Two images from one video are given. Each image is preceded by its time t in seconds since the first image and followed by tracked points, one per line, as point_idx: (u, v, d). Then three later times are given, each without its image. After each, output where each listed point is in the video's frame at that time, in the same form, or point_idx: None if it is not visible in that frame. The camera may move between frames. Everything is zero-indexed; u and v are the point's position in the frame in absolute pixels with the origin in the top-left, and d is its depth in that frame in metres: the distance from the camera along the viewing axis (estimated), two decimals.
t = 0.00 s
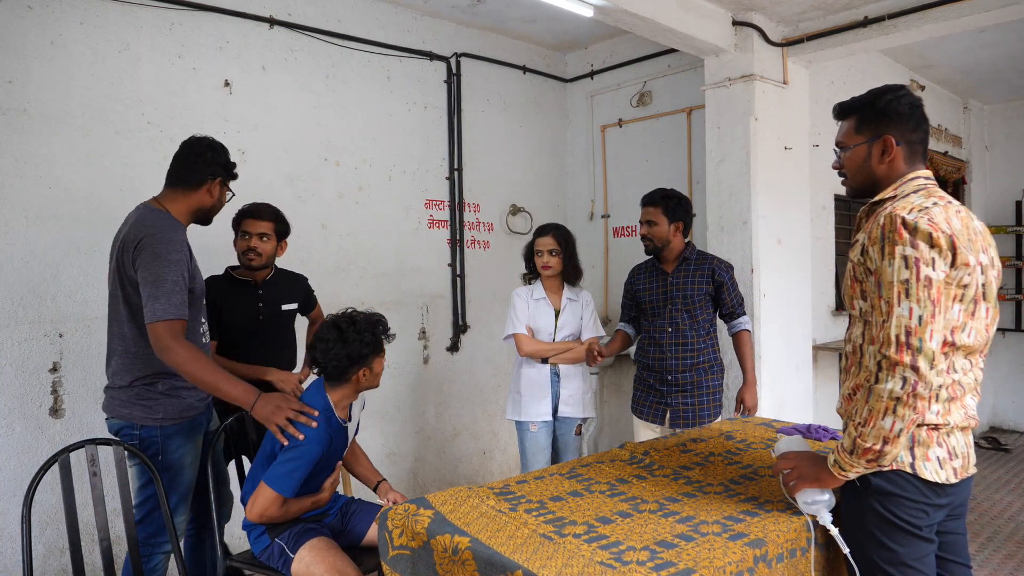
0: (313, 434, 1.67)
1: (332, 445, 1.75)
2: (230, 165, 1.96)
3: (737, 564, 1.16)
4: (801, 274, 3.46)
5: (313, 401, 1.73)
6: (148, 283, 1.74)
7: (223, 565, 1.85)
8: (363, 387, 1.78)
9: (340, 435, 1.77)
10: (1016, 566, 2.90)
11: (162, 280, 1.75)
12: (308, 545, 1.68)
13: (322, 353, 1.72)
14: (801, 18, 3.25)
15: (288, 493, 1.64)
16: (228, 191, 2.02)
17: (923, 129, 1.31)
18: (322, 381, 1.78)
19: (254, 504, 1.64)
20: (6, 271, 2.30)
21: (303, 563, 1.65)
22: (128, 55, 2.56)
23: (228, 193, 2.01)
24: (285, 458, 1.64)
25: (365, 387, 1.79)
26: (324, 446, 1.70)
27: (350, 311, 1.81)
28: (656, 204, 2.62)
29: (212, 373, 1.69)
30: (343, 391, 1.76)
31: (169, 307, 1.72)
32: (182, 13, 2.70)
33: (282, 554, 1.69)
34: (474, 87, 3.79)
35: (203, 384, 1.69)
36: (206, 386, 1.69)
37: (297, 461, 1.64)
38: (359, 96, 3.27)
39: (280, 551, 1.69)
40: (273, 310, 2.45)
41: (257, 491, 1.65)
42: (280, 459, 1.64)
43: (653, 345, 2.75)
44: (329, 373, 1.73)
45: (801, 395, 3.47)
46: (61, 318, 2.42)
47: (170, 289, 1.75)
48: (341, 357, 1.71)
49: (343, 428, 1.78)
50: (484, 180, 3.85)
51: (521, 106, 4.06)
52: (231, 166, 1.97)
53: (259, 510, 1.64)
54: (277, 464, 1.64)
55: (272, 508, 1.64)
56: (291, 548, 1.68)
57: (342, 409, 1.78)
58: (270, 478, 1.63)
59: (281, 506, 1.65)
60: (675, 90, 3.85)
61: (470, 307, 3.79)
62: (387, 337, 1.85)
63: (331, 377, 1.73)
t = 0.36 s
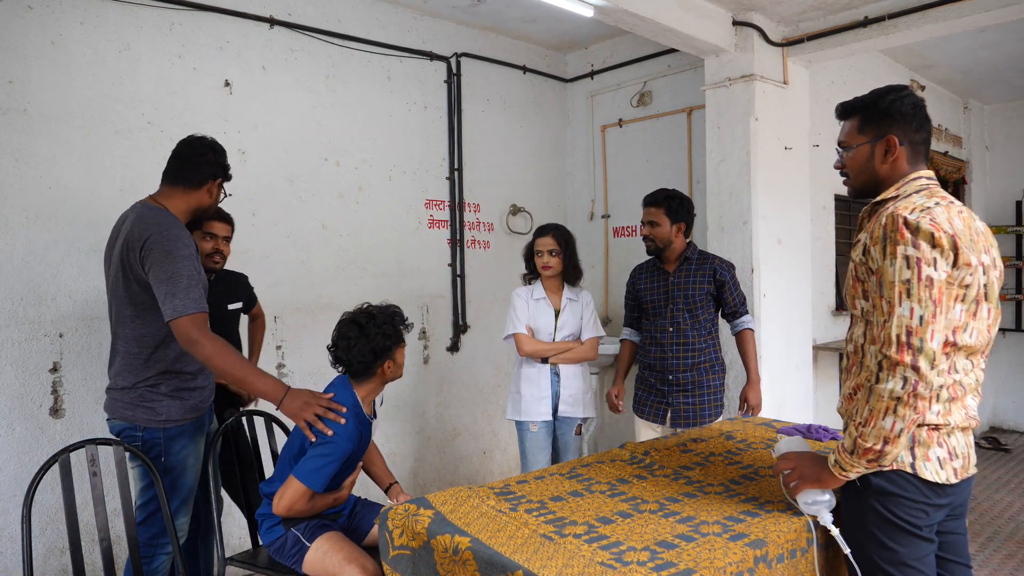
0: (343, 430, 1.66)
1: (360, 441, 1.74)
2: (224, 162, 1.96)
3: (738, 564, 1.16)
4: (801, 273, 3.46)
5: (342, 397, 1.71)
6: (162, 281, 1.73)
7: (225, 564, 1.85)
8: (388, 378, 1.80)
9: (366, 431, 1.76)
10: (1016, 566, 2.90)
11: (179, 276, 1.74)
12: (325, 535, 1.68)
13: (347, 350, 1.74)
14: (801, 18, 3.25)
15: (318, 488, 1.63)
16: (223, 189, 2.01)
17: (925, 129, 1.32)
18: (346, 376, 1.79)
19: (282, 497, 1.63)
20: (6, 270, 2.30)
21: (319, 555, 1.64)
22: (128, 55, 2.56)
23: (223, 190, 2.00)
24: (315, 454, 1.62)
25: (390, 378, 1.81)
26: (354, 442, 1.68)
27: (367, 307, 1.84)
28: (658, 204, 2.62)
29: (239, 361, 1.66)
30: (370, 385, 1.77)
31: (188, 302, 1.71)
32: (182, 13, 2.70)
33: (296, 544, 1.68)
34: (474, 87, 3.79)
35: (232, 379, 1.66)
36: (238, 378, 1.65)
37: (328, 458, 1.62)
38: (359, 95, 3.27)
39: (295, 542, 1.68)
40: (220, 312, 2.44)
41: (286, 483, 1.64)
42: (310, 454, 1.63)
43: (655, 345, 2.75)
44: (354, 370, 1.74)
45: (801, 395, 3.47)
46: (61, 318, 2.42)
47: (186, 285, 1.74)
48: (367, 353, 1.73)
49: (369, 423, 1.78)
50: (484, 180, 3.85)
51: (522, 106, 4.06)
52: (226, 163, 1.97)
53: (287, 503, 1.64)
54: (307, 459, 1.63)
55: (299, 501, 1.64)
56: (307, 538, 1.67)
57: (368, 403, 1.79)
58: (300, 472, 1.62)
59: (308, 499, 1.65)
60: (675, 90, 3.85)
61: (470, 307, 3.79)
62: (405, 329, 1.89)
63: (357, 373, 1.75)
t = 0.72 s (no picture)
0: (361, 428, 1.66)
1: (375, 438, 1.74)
2: (221, 162, 1.96)
3: (738, 564, 1.16)
4: (802, 274, 3.46)
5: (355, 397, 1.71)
6: (174, 279, 1.73)
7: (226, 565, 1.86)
8: (400, 375, 1.81)
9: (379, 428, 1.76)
10: (1016, 566, 2.89)
11: (194, 274, 1.74)
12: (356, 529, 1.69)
13: (359, 347, 1.74)
14: (802, 18, 3.25)
15: (338, 486, 1.62)
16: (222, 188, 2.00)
17: (930, 129, 1.32)
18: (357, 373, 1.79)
19: (303, 498, 1.62)
20: (7, 270, 2.30)
21: (352, 544, 1.66)
22: (129, 55, 2.56)
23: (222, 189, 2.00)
24: (334, 453, 1.61)
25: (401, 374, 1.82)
26: (372, 439, 1.68)
27: (378, 304, 1.84)
28: (663, 205, 2.61)
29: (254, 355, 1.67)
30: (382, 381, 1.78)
31: (205, 300, 1.71)
32: (183, 13, 2.70)
33: (320, 540, 1.67)
34: (475, 87, 3.79)
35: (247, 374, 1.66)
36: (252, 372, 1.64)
37: (349, 455, 1.62)
38: (359, 95, 3.27)
39: (320, 538, 1.68)
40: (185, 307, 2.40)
41: (306, 484, 1.63)
42: (330, 453, 1.62)
43: (658, 345, 2.74)
44: (366, 366, 1.75)
45: (802, 394, 3.47)
46: (62, 318, 2.42)
47: (200, 284, 1.73)
48: (379, 350, 1.73)
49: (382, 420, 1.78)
50: (484, 180, 3.85)
51: (522, 106, 4.06)
52: (223, 162, 1.97)
53: (309, 503, 1.62)
54: (327, 458, 1.62)
55: (319, 500, 1.62)
56: (336, 531, 1.68)
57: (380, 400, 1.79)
58: (321, 472, 1.61)
59: (329, 498, 1.64)
60: (675, 90, 3.85)
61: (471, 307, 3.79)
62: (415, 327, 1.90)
63: (369, 369, 1.75)
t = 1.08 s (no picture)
0: (383, 448, 1.63)
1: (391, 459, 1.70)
2: (224, 158, 1.94)
3: (739, 564, 1.15)
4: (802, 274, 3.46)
5: (383, 417, 1.67)
6: (182, 278, 1.72)
7: (224, 565, 1.86)
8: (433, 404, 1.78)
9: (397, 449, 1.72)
10: (1016, 566, 2.89)
11: (202, 271, 1.73)
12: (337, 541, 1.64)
13: (411, 369, 1.69)
14: (802, 18, 3.25)
15: (345, 502, 1.59)
16: (230, 185, 1.98)
17: (929, 129, 1.32)
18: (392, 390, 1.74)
19: (309, 503, 1.60)
20: (7, 270, 2.30)
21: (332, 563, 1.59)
22: (129, 55, 2.56)
23: (229, 186, 1.98)
24: (349, 469, 1.58)
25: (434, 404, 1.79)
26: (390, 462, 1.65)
27: (438, 331, 1.81)
28: (670, 205, 2.61)
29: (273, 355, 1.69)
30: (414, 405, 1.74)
31: (214, 296, 1.70)
32: (183, 13, 2.70)
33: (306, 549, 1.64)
34: (475, 87, 3.79)
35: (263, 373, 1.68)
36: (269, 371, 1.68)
37: (365, 474, 1.59)
38: (359, 95, 3.27)
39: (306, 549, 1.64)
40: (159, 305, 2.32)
41: (314, 491, 1.60)
42: (347, 466, 1.59)
43: (662, 346, 2.75)
44: (408, 389, 1.70)
45: (802, 394, 3.47)
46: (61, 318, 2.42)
47: (208, 282, 1.72)
48: (428, 379, 1.70)
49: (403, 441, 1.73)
50: (484, 180, 3.85)
51: (522, 106, 4.06)
52: (227, 158, 1.95)
53: (313, 510, 1.60)
54: (343, 470, 1.59)
55: (322, 509, 1.61)
56: (319, 544, 1.62)
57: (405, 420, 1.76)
58: (332, 483, 1.58)
59: (332, 509, 1.63)
60: (675, 90, 3.85)
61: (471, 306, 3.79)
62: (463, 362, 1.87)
63: (407, 393, 1.71)
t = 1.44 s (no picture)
0: (416, 433, 1.59)
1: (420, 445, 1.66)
2: (245, 164, 1.92)
3: (739, 564, 1.15)
4: (802, 274, 3.46)
5: (414, 401, 1.64)
6: (194, 288, 1.74)
7: (224, 564, 1.86)
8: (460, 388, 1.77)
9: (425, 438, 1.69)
10: (1017, 566, 2.89)
11: (212, 283, 1.75)
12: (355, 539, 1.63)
13: (435, 356, 1.68)
14: (802, 18, 3.25)
15: (375, 485, 1.55)
16: (251, 191, 1.96)
17: (925, 129, 1.32)
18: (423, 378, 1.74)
19: (339, 486, 1.54)
20: (7, 270, 2.30)
21: (350, 555, 1.60)
22: (129, 55, 2.56)
23: (250, 193, 1.96)
24: (383, 451, 1.54)
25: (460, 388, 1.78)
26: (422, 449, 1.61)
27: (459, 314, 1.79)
28: (677, 205, 2.61)
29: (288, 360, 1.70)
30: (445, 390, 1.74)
31: (224, 308, 1.72)
32: (183, 13, 2.70)
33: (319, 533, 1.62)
34: (475, 87, 3.79)
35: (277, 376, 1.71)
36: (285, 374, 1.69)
37: (398, 459, 1.55)
38: (359, 95, 3.27)
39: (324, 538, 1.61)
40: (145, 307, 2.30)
41: (345, 473, 1.55)
42: (379, 450, 1.55)
43: (665, 346, 2.75)
44: (436, 376, 1.70)
45: (802, 394, 3.47)
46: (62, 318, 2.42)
47: (219, 293, 1.73)
48: (456, 364, 1.68)
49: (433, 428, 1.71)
50: (484, 180, 3.85)
51: (522, 106, 4.06)
52: (250, 165, 1.94)
53: (343, 492, 1.55)
54: (375, 454, 1.54)
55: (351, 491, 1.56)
56: (336, 539, 1.61)
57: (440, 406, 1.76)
58: (365, 467, 1.53)
59: (360, 492, 1.57)
60: (675, 90, 3.85)
61: (471, 306, 3.79)
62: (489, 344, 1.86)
63: (437, 381, 1.71)
